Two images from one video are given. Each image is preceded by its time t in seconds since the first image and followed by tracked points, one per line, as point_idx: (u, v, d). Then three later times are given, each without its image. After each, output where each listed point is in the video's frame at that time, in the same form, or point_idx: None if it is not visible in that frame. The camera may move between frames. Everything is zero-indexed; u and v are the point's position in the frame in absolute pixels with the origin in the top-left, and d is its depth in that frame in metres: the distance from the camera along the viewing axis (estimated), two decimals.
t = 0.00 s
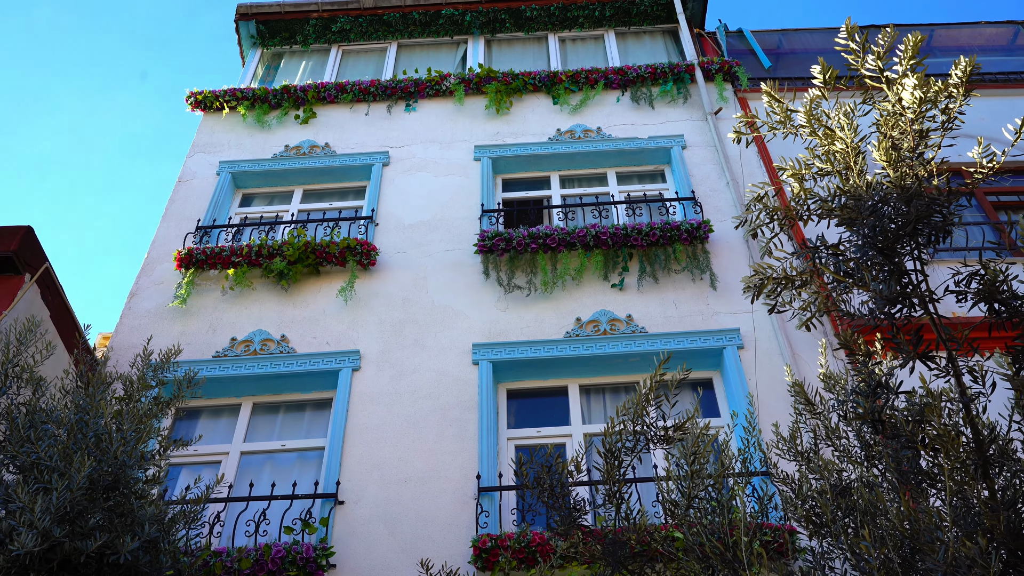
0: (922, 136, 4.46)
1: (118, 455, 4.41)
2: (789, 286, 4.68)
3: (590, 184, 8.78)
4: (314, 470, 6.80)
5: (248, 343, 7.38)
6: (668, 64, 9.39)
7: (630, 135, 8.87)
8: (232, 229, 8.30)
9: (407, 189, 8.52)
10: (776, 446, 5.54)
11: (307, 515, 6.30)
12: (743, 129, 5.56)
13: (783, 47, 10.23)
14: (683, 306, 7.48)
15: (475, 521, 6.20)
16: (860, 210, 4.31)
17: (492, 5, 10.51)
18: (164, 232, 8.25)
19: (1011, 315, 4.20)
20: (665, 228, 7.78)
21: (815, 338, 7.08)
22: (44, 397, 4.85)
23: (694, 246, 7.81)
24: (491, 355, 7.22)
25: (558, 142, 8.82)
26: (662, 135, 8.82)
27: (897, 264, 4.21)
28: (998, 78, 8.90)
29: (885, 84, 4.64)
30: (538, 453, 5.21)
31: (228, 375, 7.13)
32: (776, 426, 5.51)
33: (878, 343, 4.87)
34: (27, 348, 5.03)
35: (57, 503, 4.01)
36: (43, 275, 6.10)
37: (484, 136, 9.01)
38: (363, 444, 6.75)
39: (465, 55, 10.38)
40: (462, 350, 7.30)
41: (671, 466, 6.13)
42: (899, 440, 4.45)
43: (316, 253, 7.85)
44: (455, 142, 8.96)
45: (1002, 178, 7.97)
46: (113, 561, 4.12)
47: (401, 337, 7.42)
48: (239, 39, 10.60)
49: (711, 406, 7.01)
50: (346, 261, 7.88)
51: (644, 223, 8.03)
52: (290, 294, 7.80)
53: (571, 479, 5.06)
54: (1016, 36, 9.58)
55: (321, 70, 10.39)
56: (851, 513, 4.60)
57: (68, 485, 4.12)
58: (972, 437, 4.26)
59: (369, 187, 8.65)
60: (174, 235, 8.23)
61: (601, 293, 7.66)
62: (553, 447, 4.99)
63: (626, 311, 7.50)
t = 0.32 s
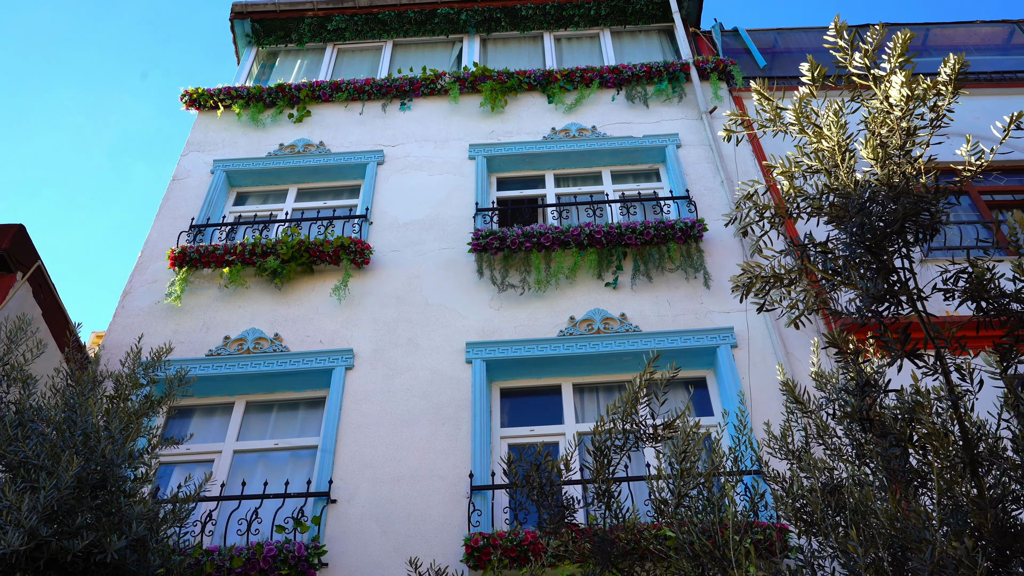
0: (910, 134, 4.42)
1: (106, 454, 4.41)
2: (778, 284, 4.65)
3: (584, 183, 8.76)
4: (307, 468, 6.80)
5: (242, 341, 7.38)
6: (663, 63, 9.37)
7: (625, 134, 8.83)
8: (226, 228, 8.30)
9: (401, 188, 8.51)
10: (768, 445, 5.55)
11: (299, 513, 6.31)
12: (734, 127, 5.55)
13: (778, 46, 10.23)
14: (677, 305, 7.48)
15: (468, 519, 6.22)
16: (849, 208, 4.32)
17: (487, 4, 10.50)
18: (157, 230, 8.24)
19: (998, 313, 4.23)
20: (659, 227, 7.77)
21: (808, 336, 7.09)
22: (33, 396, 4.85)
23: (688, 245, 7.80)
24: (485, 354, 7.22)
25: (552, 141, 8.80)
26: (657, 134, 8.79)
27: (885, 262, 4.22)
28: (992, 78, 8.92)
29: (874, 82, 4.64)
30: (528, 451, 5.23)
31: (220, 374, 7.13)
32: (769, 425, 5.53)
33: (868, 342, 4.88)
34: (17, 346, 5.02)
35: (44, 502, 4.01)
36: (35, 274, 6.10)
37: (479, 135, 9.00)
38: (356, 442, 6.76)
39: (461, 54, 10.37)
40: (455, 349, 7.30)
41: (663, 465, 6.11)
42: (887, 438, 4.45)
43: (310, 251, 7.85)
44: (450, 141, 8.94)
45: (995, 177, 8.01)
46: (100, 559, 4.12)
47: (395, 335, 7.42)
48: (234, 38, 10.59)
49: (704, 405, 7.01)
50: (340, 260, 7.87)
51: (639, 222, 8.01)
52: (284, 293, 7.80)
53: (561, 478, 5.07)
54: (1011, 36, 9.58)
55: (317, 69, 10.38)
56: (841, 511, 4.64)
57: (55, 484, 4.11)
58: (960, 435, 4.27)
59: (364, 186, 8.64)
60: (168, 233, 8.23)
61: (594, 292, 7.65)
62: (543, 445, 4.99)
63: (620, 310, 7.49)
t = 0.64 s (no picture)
0: (889, 117, 4.44)
1: (85, 437, 4.41)
2: (757, 267, 4.70)
3: (575, 171, 8.73)
4: (294, 454, 6.80)
5: (229, 328, 7.37)
6: (654, 50, 9.33)
7: (616, 121, 8.79)
8: (215, 214, 8.28)
9: (391, 175, 8.49)
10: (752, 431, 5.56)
11: (285, 499, 6.31)
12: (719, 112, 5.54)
13: (771, 34, 10.20)
14: (666, 293, 7.47)
15: (454, 505, 6.24)
16: (829, 193, 4.35)
17: None
18: (146, 216, 8.23)
19: (977, 299, 4.30)
20: (649, 215, 7.75)
21: (794, 322, 7.12)
22: (14, 380, 4.85)
23: (678, 233, 7.78)
24: (473, 341, 7.22)
25: (543, 128, 8.76)
26: (648, 121, 8.74)
27: (863, 247, 4.25)
28: (984, 66, 8.93)
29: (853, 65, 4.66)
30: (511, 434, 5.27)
31: (208, 360, 7.12)
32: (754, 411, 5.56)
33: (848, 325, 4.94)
34: None
35: (18, 484, 4.00)
36: (20, 259, 6.09)
37: (469, 122, 8.96)
38: (344, 428, 6.76)
39: (452, 42, 10.33)
40: (443, 336, 7.29)
41: (647, 451, 6.11)
42: (872, 424, 4.54)
43: (299, 237, 7.83)
44: (440, 128, 8.91)
45: (984, 166, 8.12)
46: (75, 543, 4.15)
47: (383, 322, 7.42)
48: (225, 24, 10.54)
49: (691, 391, 7.02)
50: (329, 247, 7.85)
51: (629, 209, 7.99)
52: (272, 279, 7.79)
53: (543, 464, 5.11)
54: (1004, 25, 9.54)
55: (307, 56, 10.34)
56: (824, 497, 4.67)
57: (31, 467, 4.11)
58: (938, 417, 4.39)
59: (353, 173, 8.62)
60: (156, 220, 8.21)
61: (583, 279, 7.63)
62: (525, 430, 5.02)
63: (609, 297, 7.48)
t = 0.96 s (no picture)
0: (840, 86, 4.50)
1: (22, 394, 4.34)
2: (705, 238, 4.82)
3: (543, 146, 8.69)
4: (248, 421, 6.75)
5: (187, 293, 7.28)
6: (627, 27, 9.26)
7: (585, 97, 8.74)
8: (177, 179, 8.17)
9: (357, 144, 8.40)
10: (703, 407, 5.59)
11: (236, 465, 6.26)
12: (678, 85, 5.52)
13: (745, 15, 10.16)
14: (628, 269, 7.45)
15: (407, 475, 6.21)
16: (781, 163, 4.41)
17: None
18: (106, 179, 8.10)
19: (925, 273, 4.34)
20: (614, 191, 7.71)
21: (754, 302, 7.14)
22: None
23: (643, 210, 7.76)
24: (433, 312, 7.18)
25: (512, 102, 8.69)
26: (617, 98, 8.69)
27: (813, 218, 4.31)
28: (955, 54, 8.95)
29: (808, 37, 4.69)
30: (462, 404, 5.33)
31: (164, 325, 7.04)
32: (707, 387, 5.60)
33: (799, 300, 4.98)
34: None
35: None
36: None
37: (439, 93, 8.88)
38: (300, 396, 6.71)
39: (425, 13, 10.22)
40: (403, 307, 7.25)
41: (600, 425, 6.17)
42: (821, 395, 4.59)
43: (261, 204, 7.74)
44: (409, 99, 8.81)
45: (950, 153, 8.20)
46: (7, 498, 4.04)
47: (343, 291, 7.36)
48: None
49: (650, 368, 7.05)
50: (291, 214, 7.77)
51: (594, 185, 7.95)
52: (232, 245, 7.70)
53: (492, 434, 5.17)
54: (976, 13, 9.55)
55: (277, 23, 10.20)
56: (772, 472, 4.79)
57: None
58: (880, 392, 4.59)
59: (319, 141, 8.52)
60: (116, 183, 8.09)
61: (546, 254, 7.60)
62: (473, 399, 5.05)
63: (571, 272, 7.45)
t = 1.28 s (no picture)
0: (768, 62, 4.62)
1: None
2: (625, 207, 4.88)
3: (484, 117, 8.63)
4: (161, 376, 6.60)
5: (106, 241, 7.06)
6: (577, 3, 9.20)
7: (530, 71, 8.68)
8: (104, 123, 7.91)
9: (296, 100, 8.23)
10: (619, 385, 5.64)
11: (145, 419, 6.11)
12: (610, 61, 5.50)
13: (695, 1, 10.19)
14: (560, 245, 7.45)
15: (320, 439, 6.13)
16: (703, 135, 4.50)
17: None
18: (28, 119, 7.79)
19: (840, 257, 4.44)
20: (551, 166, 7.69)
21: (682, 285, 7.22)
22: None
23: (579, 187, 7.76)
24: (360, 276, 7.09)
25: (456, 70, 8.59)
26: (562, 74, 8.65)
27: (730, 190, 4.38)
28: (897, 55, 9.04)
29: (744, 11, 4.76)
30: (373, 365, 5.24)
31: (79, 272, 6.82)
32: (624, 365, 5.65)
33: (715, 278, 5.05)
34: None
35: None
36: None
37: (382, 56, 8.73)
38: (217, 353, 6.58)
39: None
40: (329, 269, 7.15)
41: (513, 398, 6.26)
42: (731, 375, 4.65)
43: (190, 155, 7.53)
44: (351, 60, 8.66)
45: (885, 151, 8.32)
46: None
47: (269, 249, 7.22)
48: None
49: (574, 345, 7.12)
50: (221, 168, 7.58)
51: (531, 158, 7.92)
52: (157, 195, 7.49)
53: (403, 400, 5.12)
54: (920, 16, 9.63)
55: None
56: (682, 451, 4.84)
57: None
58: (787, 374, 4.77)
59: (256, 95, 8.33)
60: (39, 123, 7.79)
61: (479, 225, 7.56)
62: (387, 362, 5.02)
63: (502, 245, 7.42)
